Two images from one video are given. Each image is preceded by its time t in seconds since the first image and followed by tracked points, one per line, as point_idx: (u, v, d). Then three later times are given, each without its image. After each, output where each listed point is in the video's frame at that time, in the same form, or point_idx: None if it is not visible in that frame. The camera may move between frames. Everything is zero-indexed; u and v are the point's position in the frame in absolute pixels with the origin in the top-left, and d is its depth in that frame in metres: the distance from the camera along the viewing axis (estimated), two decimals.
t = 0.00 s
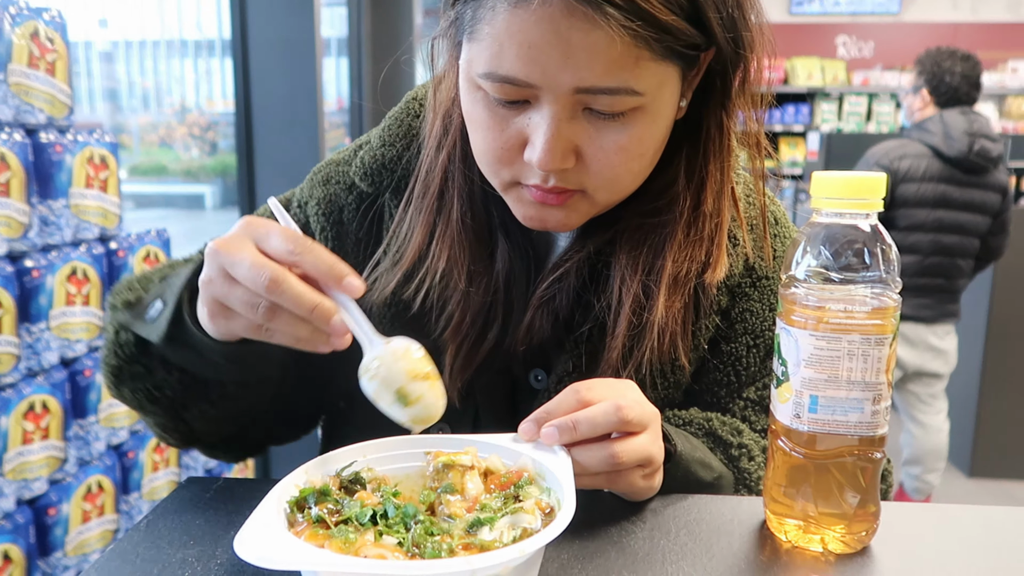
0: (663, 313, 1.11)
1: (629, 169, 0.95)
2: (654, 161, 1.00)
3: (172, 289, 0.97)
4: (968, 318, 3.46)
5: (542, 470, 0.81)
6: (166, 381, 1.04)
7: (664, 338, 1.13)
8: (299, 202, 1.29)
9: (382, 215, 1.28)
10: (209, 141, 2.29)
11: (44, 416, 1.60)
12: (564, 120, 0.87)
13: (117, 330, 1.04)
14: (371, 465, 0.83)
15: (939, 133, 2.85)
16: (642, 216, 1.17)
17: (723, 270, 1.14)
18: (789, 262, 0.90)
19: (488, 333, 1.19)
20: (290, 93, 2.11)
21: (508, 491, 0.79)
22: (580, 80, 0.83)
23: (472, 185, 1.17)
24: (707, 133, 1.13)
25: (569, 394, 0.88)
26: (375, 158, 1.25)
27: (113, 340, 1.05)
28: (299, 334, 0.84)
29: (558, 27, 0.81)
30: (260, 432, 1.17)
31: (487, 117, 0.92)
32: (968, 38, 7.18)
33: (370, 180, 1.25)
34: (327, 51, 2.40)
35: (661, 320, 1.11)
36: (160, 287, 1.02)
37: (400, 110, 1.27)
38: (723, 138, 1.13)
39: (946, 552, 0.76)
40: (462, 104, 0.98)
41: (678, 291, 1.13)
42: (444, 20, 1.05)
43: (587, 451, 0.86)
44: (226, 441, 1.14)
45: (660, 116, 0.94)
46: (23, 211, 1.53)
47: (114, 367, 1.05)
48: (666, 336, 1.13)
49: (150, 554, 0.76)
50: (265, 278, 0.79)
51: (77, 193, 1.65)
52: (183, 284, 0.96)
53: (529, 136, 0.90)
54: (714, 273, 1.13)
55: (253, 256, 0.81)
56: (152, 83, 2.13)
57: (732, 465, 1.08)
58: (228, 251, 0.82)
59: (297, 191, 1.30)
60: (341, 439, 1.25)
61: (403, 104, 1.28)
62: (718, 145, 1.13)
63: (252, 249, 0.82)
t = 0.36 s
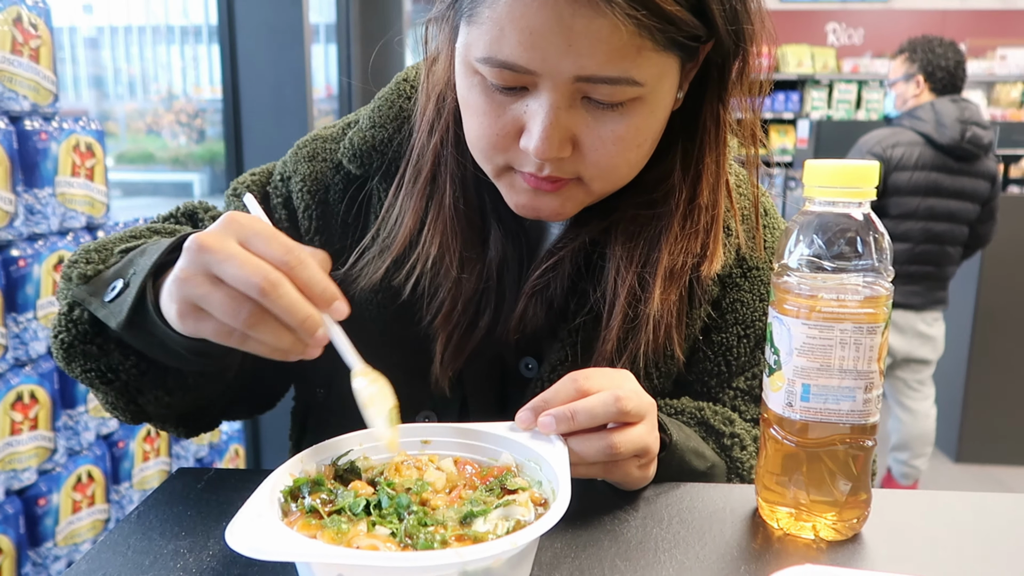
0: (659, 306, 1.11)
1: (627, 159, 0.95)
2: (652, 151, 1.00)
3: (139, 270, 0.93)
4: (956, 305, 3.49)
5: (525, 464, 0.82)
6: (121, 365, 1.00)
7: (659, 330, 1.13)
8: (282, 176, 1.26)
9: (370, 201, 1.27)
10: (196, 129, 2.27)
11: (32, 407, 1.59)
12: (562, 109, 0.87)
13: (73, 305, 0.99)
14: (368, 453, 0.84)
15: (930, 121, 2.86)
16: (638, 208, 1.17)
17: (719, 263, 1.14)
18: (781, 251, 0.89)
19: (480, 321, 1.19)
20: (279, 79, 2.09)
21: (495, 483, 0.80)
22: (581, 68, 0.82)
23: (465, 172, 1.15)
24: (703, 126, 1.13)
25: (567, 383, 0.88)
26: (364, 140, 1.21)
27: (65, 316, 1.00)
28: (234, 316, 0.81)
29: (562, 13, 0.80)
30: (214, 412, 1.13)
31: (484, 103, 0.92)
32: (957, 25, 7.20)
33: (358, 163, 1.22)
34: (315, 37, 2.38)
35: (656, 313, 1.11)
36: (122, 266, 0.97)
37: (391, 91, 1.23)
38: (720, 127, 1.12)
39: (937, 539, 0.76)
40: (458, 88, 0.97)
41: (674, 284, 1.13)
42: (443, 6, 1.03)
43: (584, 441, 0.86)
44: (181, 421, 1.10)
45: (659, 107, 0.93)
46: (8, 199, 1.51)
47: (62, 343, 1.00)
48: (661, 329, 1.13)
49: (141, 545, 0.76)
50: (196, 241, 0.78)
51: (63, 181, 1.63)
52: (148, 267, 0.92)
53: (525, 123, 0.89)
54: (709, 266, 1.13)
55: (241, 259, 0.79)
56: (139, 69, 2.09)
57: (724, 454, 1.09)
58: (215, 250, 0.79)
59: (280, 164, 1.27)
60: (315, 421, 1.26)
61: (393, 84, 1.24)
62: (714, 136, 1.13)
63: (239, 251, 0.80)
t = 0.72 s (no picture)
0: (655, 314, 1.11)
1: (628, 169, 0.95)
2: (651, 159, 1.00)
3: (179, 317, 0.89)
4: (953, 303, 3.49)
5: (526, 467, 0.82)
6: (145, 403, 0.98)
7: (654, 338, 1.14)
8: (268, 164, 1.23)
9: (361, 196, 1.26)
10: (193, 128, 2.26)
11: (31, 409, 1.58)
12: (565, 117, 0.87)
13: (92, 343, 0.94)
14: (368, 456, 0.85)
15: (923, 119, 2.87)
16: (637, 216, 1.16)
17: (715, 272, 1.14)
18: (780, 252, 0.88)
19: (475, 325, 1.19)
20: (275, 79, 2.09)
21: (495, 486, 0.80)
22: (587, 78, 0.82)
23: (460, 172, 1.15)
24: (702, 134, 1.12)
25: (568, 385, 0.87)
26: (357, 133, 1.19)
27: (81, 351, 0.94)
28: (294, 384, 0.81)
29: (569, 22, 0.80)
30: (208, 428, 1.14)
31: (485, 108, 0.91)
32: (953, 23, 7.22)
33: (350, 156, 1.20)
34: (312, 36, 2.38)
35: (652, 321, 1.11)
36: (151, 303, 0.92)
37: (384, 83, 1.22)
38: (717, 135, 1.12)
39: (937, 540, 0.77)
40: (458, 90, 0.96)
41: (670, 293, 1.13)
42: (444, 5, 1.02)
43: (585, 443, 0.87)
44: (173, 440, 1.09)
45: (661, 118, 0.94)
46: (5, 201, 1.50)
47: (78, 377, 0.95)
48: (657, 337, 1.13)
49: (142, 550, 0.76)
50: (267, 303, 0.80)
51: (60, 182, 1.62)
52: (190, 317, 0.88)
53: (527, 130, 0.89)
54: (706, 275, 1.13)
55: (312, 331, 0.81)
56: (135, 68, 2.08)
57: (718, 457, 1.09)
58: (285, 318, 0.81)
59: (267, 151, 1.24)
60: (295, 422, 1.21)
61: (386, 76, 1.23)
62: (711, 144, 1.12)
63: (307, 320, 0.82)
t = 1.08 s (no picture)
0: (651, 326, 1.12)
1: (627, 183, 0.96)
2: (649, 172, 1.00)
3: (188, 281, 0.85)
4: (953, 308, 3.49)
5: (525, 475, 0.82)
6: (138, 376, 0.96)
7: (649, 349, 1.14)
8: (263, 160, 1.22)
9: (359, 201, 1.26)
10: (192, 135, 2.27)
11: (30, 417, 1.58)
12: (566, 132, 0.87)
13: (89, 307, 0.90)
14: (367, 463, 0.84)
15: (919, 124, 2.88)
16: (632, 228, 1.17)
17: (709, 284, 1.16)
18: (778, 259, 0.89)
19: (472, 333, 1.19)
20: (274, 86, 2.09)
21: (495, 493, 0.80)
22: (590, 96, 0.83)
23: (457, 182, 1.16)
24: (698, 148, 1.12)
25: (567, 392, 0.88)
26: (355, 138, 1.19)
27: (76, 317, 0.90)
28: (305, 372, 0.78)
29: (575, 41, 0.80)
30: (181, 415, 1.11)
31: (486, 121, 0.92)
32: (951, 30, 7.24)
33: (346, 161, 1.20)
34: (311, 43, 2.37)
35: (648, 333, 1.12)
36: (156, 268, 0.88)
37: (380, 87, 1.22)
38: (712, 148, 1.13)
39: (935, 546, 0.76)
40: (458, 102, 0.96)
41: (666, 306, 1.14)
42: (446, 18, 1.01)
43: (584, 451, 0.87)
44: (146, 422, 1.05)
45: (660, 134, 0.94)
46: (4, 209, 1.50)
47: (69, 345, 0.91)
48: (653, 349, 1.14)
49: (141, 558, 0.76)
50: (289, 286, 0.77)
51: (60, 191, 1.61)
52: (202, 280, 0.84)
53: (527, 144, 0.89)
54: (700, 288, 1.15)
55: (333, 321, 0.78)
56: (135, 76, 2.09)
57: (712, 465, 1.09)
58: (306, 305, 0.77)
59: (262, 148, 1.22)
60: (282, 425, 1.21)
61: (383, 81, 1.23)
62: (706, 156, 1.13)
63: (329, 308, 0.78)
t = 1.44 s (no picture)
0: (646, 327, 1.12)
1: (621, 184, 0.96)
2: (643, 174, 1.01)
3: (181, 286, 0.87)
4: (951, 311, 3.50)
5: (527, 479, 0.82)
6: (135, 384, 0.96)
7: (644, 352, 1.15)
8: (261, 164, 1.22)
9: (357, 205, 1.26)
10: (191, 140, 2.26)
11: (30, 422, 1.58)
12: (559, 134, 0.87)
13: (82, 315, 0.91)
14: (369, 469, 0.84)
15: (915, 127, 2.88)
16: (627, 231, 1.17)
17: (702, 286, 1.16)
18: (778, 264, 0.88)
19: (468, 335, 1.20)
20: (274, 91, 2.10)
21: (497, 498, 0.80)
22: (583, 98, 0.83)
23: (454, 186, 1.16)
24: (690, 151, 1.13)
25: (568, 398, 0.88)
26: (350, 142, 1.19)
27: (70, 323, 0.91)
28: (294, 372, 0.79)
29: (568, 43, 0.81)
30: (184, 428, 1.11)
31: (480, 123, 0.92)
32: (948, 33, 7.25)
33: (343, 165, 1.20)
34: (309, 47, 2.37)
35: (643, 334, 1.12)
36: (149, 273, 0.90)
37: (376, 92, 1.23)
38: (704, 151, 1.13)
39: (935, 550, 0.77)
40: (453, 105, 0.97)
41: (660, 308, 1.14)
42: (442, 22, 1.01)
43: (585, 456, 0.87)
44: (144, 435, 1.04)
45: (653, 135, 0.95)
46: (5, 215, 1.50)
47: (63, 353, 0.92)
48: (648, 350, 1.14)
49: (143, 564, 0.76)
50: (258, 289, 0.75)
51: (60, 196, 1.61)
52: (194, 285, 0.86)
53: (522, 146, 0.90)
54: (694, 289, 1.15)
55: (307, 320, 0.76)
56: (132, 81, 2.09)
57: (710, 470, 1.09)
58: (277, 307, 0.75)
59: (260, 153, 1.23)
60: (278, 427, 1.21)
61: (379, 86, 1.23)
62: (699, 159, 1.13)
63: (303, 307, 0.77)
